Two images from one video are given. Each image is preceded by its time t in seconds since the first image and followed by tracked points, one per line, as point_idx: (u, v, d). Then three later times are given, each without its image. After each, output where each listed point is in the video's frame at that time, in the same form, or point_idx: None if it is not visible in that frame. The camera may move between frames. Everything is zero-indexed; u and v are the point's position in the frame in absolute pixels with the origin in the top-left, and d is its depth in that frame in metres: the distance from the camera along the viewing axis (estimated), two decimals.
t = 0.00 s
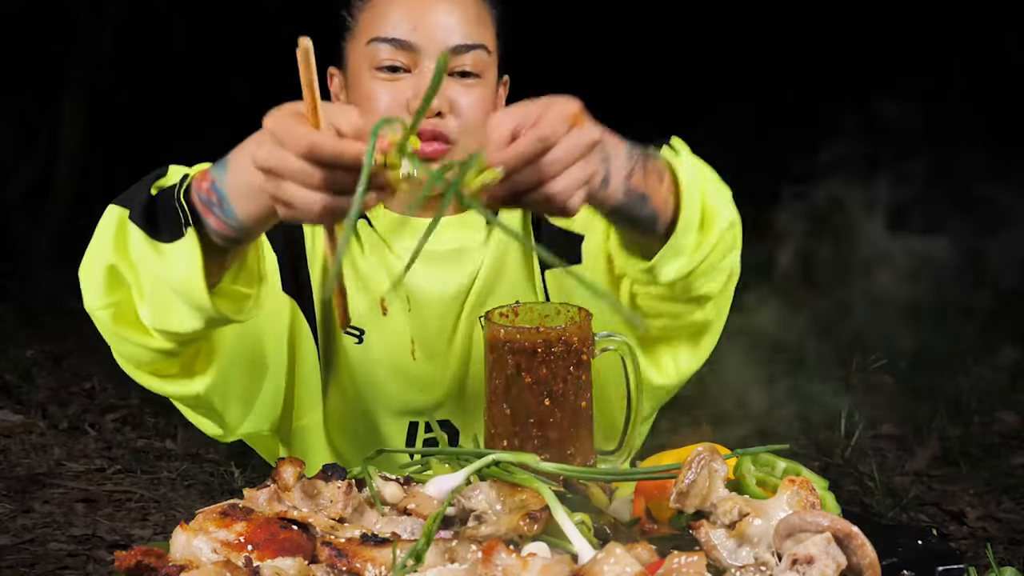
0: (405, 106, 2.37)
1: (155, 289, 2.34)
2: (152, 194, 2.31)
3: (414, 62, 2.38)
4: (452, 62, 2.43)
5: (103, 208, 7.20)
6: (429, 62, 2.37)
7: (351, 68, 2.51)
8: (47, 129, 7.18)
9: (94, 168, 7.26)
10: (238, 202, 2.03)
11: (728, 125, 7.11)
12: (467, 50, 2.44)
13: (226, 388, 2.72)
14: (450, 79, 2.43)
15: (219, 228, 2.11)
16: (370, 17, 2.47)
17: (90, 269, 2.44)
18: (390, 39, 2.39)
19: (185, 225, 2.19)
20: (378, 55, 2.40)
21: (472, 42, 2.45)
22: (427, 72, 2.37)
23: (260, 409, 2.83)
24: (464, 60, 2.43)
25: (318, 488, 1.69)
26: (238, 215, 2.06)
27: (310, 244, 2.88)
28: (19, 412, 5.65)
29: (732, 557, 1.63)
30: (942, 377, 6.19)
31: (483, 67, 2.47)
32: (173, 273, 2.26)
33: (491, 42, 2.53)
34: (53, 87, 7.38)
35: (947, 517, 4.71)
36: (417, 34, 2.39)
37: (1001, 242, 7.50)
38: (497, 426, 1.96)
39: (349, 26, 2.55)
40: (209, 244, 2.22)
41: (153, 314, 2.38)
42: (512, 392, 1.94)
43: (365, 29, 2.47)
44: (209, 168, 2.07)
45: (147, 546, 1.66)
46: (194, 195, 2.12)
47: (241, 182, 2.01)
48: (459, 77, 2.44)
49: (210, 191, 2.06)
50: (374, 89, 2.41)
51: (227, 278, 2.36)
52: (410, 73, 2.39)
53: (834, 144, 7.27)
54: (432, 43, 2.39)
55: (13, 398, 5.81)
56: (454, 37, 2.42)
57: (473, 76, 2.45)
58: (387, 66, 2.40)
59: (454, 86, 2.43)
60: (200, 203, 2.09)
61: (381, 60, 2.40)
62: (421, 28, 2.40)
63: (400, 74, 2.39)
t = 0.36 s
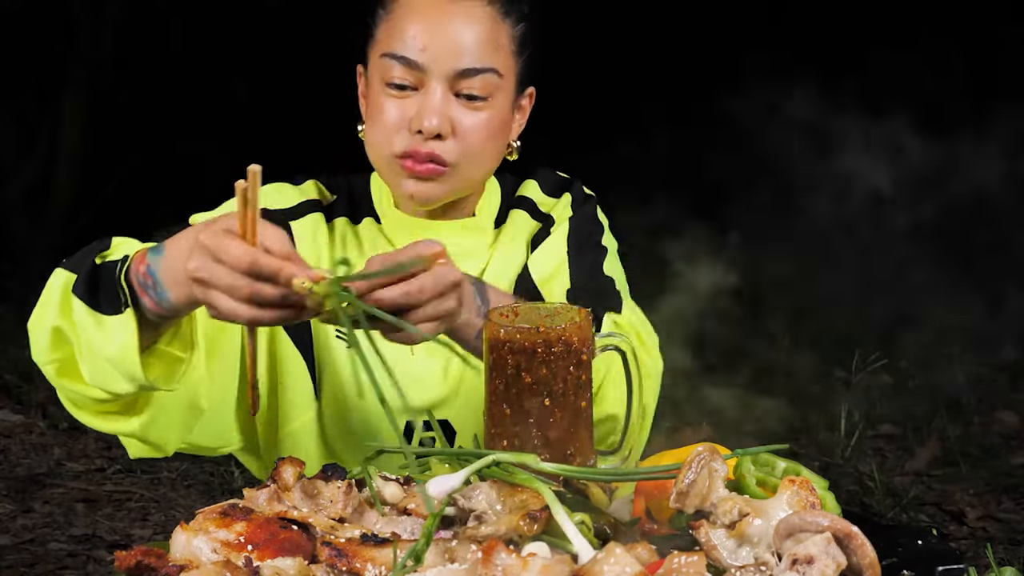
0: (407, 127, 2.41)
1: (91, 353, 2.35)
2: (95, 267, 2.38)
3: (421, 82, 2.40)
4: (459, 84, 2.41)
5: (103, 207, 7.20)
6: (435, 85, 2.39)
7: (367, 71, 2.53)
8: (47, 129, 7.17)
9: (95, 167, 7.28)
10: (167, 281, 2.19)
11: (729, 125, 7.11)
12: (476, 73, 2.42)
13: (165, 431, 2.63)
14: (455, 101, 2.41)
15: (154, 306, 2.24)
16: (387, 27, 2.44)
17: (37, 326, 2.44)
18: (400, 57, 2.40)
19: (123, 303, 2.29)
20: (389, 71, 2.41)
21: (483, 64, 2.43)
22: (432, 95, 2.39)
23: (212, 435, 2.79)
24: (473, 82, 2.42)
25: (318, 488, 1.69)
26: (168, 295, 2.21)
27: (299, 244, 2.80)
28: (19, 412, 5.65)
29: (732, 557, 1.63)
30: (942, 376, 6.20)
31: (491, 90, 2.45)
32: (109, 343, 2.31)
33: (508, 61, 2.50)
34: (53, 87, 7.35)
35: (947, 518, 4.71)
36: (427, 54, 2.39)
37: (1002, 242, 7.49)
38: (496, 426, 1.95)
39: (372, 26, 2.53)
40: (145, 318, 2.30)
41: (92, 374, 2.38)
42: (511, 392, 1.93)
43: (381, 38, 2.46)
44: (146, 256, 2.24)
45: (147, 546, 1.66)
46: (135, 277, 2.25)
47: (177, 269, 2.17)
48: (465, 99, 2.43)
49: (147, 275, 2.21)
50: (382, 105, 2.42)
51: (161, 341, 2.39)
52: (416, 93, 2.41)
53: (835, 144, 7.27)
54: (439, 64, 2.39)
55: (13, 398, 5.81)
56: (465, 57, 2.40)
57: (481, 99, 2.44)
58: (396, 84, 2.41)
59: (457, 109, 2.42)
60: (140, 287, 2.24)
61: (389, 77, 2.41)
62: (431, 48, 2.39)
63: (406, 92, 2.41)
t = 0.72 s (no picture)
0: (404, 121, 2.40)
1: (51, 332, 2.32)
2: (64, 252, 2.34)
3: (420, 77, 2.39)
4: (457, 80, 2.41)
5: (103, 207, 7.21)
6: (432, 80, 2.39)
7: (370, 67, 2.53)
8: (47, 130, 7.18)
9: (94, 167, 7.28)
10: (123, 251, 2.19)
11: (728, 127, 7.11)
12: (474, 67, 2.42)
13: (127, 417, 2.61)
14: (452, 96, 2.41)
15: (110, 283, 2.24)
16: (389, 22, 2.45)
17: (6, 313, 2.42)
18: (399, 51, 2.39)
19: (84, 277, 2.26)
20: (388, 67, 2.41)
21: (482, 58, 2.43)
22: (429, 90, 2.39)
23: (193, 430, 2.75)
24: (471, 76, 2.42)
25: (318, 488, 1.69)
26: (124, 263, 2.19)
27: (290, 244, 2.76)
28: (19, 412, 5.65)
29: (732, 557, 1.63)
30: (942, 376, 6.20)
31: (490, 85, 2.45)
32: (66, 323, 2.27)
33: (510, 55, 2.49)
34: (53, 87, 7.37)
35: (947, 517, 4.71)
36: (425, 49, 2.38)
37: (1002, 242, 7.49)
38: (497, 426, 1.94)
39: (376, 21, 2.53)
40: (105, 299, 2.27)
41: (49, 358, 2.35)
42: (511, 392, 1.93)
43: (384, 33, 2.46)
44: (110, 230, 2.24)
45: (147, 546, 1.66)
46: (95, 251, 2.25)
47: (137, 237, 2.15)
48: (463, 93, 2.43)
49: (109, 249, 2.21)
50: (381, 100, 2.42)
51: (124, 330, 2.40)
52: (414, 88, 2.40)
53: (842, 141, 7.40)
54: (439, 58, 2.39)
55: (13, 398, 5.81)
56: (464, 52, 2.40)
57: (480, 95, 2.44)
58: (395, 80, 2.41)
59: (455, 104, 2.41)
60: (97, 257, 2.23)
61: (388, 72, 2.41)
62: (430, 41, 2.38)
63: (404, 87, 2.41)
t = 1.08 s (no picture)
0: (407, 119, 2.38)
1: (66, 282, 2.24)
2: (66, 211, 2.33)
3: (425, 76, 2.39)
4: (462, 81, 2.41)
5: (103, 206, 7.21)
6: (437, 79, 2.38)
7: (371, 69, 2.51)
8: (47, 130, 7.17)
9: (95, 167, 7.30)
10: (149, 189, 2.20)
11: (730, 125, 7.11)
12: (479, 68, 2.42)
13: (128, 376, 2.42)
14: (456, 96, 2.40)
15: (135, 226, 2.21)
16: (392, 23, 2.44)
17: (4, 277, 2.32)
18: (404, 49, 2.39)
19: (100, 218, 2.23)
20: (393, 65, 2.40)
21: (487, 59, 2.43)
22: (435, 89, 2.38)
23: (181, 411, 2.74)
24: (476, 78, 2.42)
25: (318, 488, 1.69)
26: (150, 202, 2.20)
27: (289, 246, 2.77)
28: (19, 412, 5.65)
29: (732, 557, 1.63)
30: (942, 377, 6.19)
31: (496, 87, 2.44)
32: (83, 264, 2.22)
33: (515, 58, 2.50)
34: (53, 87, 7.37)
35: (948, 518, 4.71)
36: (430, 47, 2.38)
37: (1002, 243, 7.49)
38: (497, 426, 1.94)
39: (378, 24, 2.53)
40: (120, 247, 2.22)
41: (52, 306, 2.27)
42: (511, 392, 1.92)
43: (387, 32, 2.45)
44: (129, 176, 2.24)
45: (147, 546, 1.66)
46: (113, 196, 2.23)
47: (165, 167, 2.20)
48: (469, 95, 2.42)
49: (131, 190, 2.21)
50: (383, 98, 2.40)
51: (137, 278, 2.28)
52: (419, 87, 2.39)
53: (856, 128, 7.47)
54: (444, 57, 2.39)
55: (13, 398, 5.81)
56: (471, 53, 2.41)
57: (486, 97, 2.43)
58: (399, 79, 2.39)
59: (460, 104, 2.40)
60: (116, 201, 2.22)
61: (392, 70, 2.40)
62: (437, 40, 2.39)
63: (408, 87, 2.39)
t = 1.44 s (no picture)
0: (428, 129, 2.22)
1: (177, 370, 2.10)
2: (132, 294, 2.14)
3: (447, 83, 2.21)
4: (485, 89, 2.22)
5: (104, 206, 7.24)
6: (459, 88, 2.21)
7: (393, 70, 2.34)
8: (47, 130, 7.17)
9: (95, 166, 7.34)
10: (227, 246, 2.11)
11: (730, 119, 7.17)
12: (504, 74, 2.23)
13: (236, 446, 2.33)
14: (480, 104, 2.22)
15: (226, 289, 2.13)
16: (415, 22, 2.26)
17: (100, 384, 2.13)
18: (424, 55, 2.22)
19: (192, 294, 2.09)
20: (413, 71, 2.22)
21: (511, 64, 2.24)
22: (456, 98, 2.21)
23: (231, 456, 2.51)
24: (501, 85, 2.23)
25: (318, 488, 1.69)
26: (229, 256, 2.12)
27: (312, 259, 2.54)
28: (19, 412, 5.65)
29: (732, 556, 1.63)
30: (943, 377, 6.19)
31: (520, 93, 2.26)
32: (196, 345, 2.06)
33: (541, 63, 2.31)
34: (53, 87, 7.43)
35: (947, 517, 4.70)
36: (453, 54, 2.20)
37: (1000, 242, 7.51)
38: (496, 426, 1.90)
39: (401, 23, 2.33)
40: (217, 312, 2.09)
41: (169, 374, 2.10)
42: (511, 392, 1.88)
43: (409, 33, 2.27)
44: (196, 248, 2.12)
45: (148, 546, 1.66)
46: (195, 269, 2.11)
47: (240, 218, 2.12)
48: (493, 103, 2.23)
49: (210, 256, 2.11)
50: (402, 106, 2.24)
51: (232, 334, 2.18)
52: (441, 95, 2.22)
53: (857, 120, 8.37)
54: (467, 64, 2.21)
55: (13, 398, 5.83)
56: (495, 57, 2.22)
57: (511, 104, 2.25)
58: (420, 85, 2.22)
59: (484, 112, 2.22)
60: (200, 273, 2.11)
61: (411, 78, 2.23)
62: (458, 46, 2.20)
63: (429, 95, 2.22)
